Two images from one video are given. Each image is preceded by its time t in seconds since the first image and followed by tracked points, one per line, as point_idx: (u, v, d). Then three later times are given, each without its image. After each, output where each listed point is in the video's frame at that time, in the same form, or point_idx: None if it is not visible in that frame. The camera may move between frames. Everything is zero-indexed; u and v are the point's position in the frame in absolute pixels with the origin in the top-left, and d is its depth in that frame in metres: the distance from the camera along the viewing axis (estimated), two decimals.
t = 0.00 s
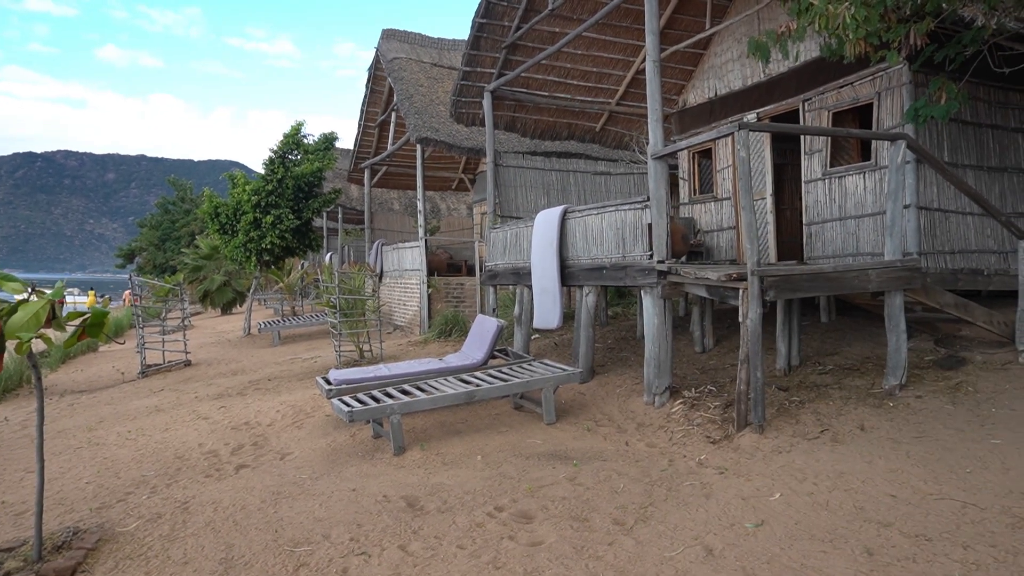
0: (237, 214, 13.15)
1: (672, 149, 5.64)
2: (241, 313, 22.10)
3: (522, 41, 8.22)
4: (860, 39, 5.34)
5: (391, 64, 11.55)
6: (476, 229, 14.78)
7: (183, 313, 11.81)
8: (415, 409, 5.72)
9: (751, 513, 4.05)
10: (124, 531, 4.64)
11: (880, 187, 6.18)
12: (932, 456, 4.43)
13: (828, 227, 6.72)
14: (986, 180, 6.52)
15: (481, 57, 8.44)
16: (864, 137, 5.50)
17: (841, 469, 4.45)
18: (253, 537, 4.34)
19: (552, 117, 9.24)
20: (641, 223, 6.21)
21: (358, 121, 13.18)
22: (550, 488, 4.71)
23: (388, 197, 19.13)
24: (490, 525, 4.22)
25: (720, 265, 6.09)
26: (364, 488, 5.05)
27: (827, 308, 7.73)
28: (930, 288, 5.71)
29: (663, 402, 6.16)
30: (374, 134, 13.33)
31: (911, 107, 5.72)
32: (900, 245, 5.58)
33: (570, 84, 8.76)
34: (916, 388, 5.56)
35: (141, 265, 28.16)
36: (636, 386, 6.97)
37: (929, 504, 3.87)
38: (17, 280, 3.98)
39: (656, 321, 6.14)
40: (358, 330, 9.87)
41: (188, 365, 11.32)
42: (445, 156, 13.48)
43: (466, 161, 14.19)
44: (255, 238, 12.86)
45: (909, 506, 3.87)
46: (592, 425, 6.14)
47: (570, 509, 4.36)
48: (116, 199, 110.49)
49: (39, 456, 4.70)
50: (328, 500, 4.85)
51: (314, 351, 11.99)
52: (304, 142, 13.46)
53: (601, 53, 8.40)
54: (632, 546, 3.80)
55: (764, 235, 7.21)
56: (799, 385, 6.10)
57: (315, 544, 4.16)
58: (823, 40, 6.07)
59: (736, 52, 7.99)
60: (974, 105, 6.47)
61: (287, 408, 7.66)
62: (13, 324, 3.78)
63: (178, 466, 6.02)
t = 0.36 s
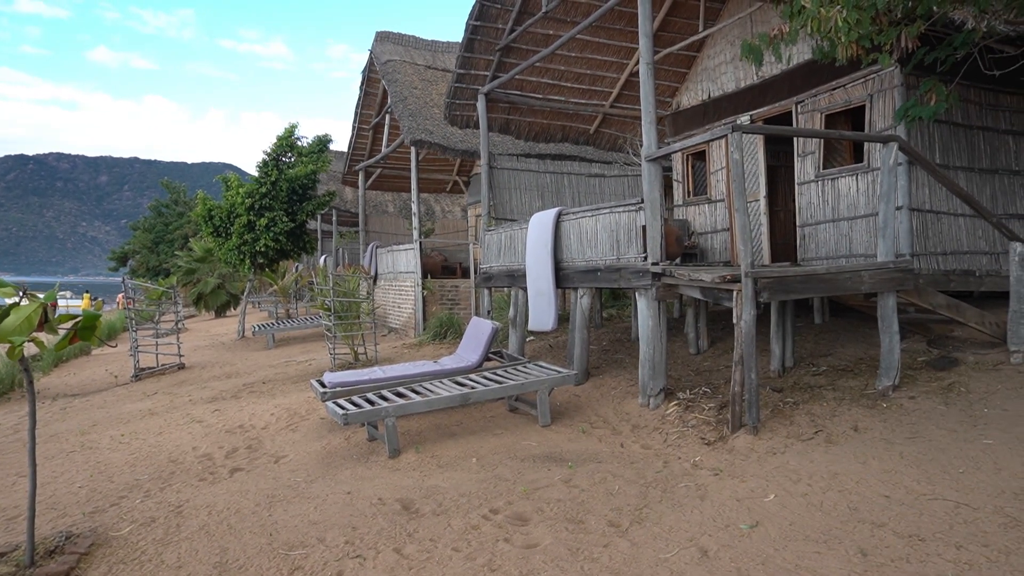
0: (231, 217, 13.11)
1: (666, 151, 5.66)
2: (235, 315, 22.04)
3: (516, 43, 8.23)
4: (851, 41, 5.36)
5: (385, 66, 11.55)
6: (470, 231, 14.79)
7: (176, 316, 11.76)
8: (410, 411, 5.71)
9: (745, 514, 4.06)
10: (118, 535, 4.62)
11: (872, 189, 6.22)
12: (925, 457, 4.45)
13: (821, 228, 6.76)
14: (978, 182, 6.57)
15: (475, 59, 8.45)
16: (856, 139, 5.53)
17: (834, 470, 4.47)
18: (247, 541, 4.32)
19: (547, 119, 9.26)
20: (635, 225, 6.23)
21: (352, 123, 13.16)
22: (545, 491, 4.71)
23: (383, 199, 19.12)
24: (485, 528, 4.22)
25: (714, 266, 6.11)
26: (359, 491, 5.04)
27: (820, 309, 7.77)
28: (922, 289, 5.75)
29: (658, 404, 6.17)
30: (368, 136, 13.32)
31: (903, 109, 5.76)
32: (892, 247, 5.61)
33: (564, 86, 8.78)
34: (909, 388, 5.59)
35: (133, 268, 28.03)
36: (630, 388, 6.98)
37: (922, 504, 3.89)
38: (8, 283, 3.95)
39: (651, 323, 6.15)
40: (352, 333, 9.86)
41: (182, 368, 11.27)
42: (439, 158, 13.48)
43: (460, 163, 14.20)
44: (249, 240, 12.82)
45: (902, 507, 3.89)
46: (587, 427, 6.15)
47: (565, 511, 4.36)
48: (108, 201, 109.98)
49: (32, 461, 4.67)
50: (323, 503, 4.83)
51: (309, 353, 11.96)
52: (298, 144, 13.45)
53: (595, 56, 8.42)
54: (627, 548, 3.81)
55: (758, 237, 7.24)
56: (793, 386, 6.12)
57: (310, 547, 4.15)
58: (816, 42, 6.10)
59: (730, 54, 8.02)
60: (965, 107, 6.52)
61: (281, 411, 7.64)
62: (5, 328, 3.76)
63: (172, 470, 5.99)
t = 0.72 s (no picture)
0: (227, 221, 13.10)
1: (662, 152, 5.66)
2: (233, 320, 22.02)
3: (511, 46, 8.24)
4: (846, 42, 5.37)
5: (381, 69, 11.55)
6: (467, 234, 14.78)
7: (174, 320, 11.73)
8: (408, 414, 5.69)
9: (744, 514, 4.06)
10: (115, 541, 4.60)
11: (868, 189, 6.23)
12: (923, 456, 4.45)
13: (817, 229, 6.76)
14: (973, 181, 6.58)
15: (471, 61, 8.45)
16: (852, 139, 5.53)
17: (833, 470, 4.46)
18: (245, 545, 4.31)
19: (543, 121, 9.27)
20: (632, 227, 6.23)
21: (349, 126, 13.17)
22: (544, 493, 4.70)
23: (380, 202, 19.13)
24: (484, 530, 4.21)
25: (711, 267, 6.12)
26: (357, 495, 5.02)
27: (817, 309, 7.78)
28: (919, 289, 5.75)
29: (656, 405, 6.17)
30: (365, 139, 13.33)
31: (899, 109, 5.76)
32: (889, 247, 5.62)
33: (560, 88, 8.79)
34: (906, 388, 5.59)
35: (130, 273, 28.00)
36: (628, 389, 6.98)
37: (920, 503, 3.88)
38: (5, 288, 3.94)
39: (648, 324, 6.15)
40: (350, 336, 9.85)
41: (179, 372, 11.25)
42: (435, 161, 13.49)
43: (456, 165, 14.21)
44: (246, 244, 12.81)
45: (900, 506, 3.89)
46: (586, 429, 6.15)
47: (563, 513, 4.35)
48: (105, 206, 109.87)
49: (28, 467, 4.65)
50: (321, 507, 4.82)
51: (306, 357, 11.94)
52: (294, 148, 13.45)
53: (591, 57, 8.43)
54: (626, 550, 3.80)
55: (755, 237, 7.24)
56: (790, 386, 6.12)
57: (309, 552, 4.14)
58: (811, 43, 6.10)
59: (725, 55, 8.04)
60: (960, 106, 6.53)
61: (279, 415, 7.62)
62: (2, 334, 3.74)
63: (169, 475, 5.97)
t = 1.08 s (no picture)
0: (229, 219, 13.10)
1: (664, 149, 5.65)
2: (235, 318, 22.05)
3: (513, 43, 8.23)
4: (849, 39, 5.36)
5: (382, 66, 11.54)
6: (469, 231, 14.78)
7: (176, 319, 11.74)
8: (410, 412, 5.70)
9: (747, 512, 4.06)
10: (119, 538, 4.61)
11: (871, 186, 6.22)
12: (926, 453, 4.45)
13: (820, 226, 6.75)
14: (976, 178, 6.57)
15: (473, 59, 8.44)
16: (855, 136, 5.52)
17: (836, 468, 4.46)
18: (248, 543, 4.31)
19: (545, 118, 9.26)
20: (634, 224, 6.22)
21: (351, 124, 13.17)
22: (547, 490, 4.71)
23: (381, 200, 19.14)
24: (487, 528, 4.22)
25: (714, 264, 6.11)
26: (360, 492, 5.03)
27: (820, 306, 7.77)
28: (922, 286, 5.75)
29: (659, 403, 6.17)
30: (367, 137, 13.33)
31: (902, 106, 5.75)
32: (891, 244, 5.61)
33: (562, 85, 8.78)
34: (909, 385, 5.59)
35: (132, 271, 28.05)
36: (631, 387, 6.99)
37: (923, 501, 3.88)
38: (7, 286, 3.94)
39: (651, 322, 6.15)
40: (352, 334, 9.86)
41: (182, 370, 11.26)
42: (437, 158, 13.50)
43: (458, 163, 14.21)
44: (248, 242, 12.82)
45: (903, 504, 3.89)
46: (588, 426, 6.15)
47: (566, 511, 4.35)
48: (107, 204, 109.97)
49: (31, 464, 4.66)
50: (324, 505, 4.82)
51: (309, 355, 11.96)
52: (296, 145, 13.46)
53: (592, 55, 8.42)
54: (629, 547, 3.80)
55: (757, 234, 7.24)
56: (793, 384, 6.12)
57: (312, 550, 4.14)
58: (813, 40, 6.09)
59: (727, 52, 8.02)
60: (963, 103, 6.52)
61: (281, 413, 7.63)
62: (4, 332, 3.74)
63: (172, 472, 5.98)
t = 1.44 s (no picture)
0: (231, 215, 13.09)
1: (667, 152, 5.64)
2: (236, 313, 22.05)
3: (518, 43, 8.22)
4: (854, 43, 5.34)
5: (386, 65, 11.42)
6: (471, 231, 14.78)
7: (176, 314, 11.74)
8: (410, 411, 5.69)
9: (745, 516, 4.05)
10: (116, 533, 4.61)
11: (874, 191, 6.21)
12: (925, 460, 4.45)
13: (822, 230, 6.75)
14: (980, 184, 6.55)
15: (477, 58, 8.43)
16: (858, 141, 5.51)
17: (835, 473, 4.45)
18: (245, 540, 4.31)
19: (548, 119, 9.26)
20: (636, 226, 6.22)
21: (354, 122, 13.16)
22: (545, 491, 4.71)
23: (383, 198, 19.15)
24: (484, 528, 4.22)
25: (715, 267, 6.10)
26: (358, 490, 5.03)
27: (821, 311, 7.76)
28: (924, 292, 5.74)
29: (658, 405, 6.16)
30: (369, 135, 13.32)
31: (906, 112, 5.73)
32: (894, 250, 5.60)
33: (565, 86, 8.77)
34: (909, 391, 5.58)
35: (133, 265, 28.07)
36: (630, 389, 6.98)
37: (922, 507, 3.88)
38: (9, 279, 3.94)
39: (651, 324, 6.14)
40: (352, 332, 9.85)
41: (182, 365, 11.26)
42: (439, 157, 13.49)
43: (461, 162, 14.20)
44: (249, 238, 12.82)
45: (902, 510, 3.88)
46: (587, 428, 6.15)
47: (564, 512, 4.35)
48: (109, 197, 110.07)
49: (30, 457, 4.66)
50: (322, 502, 4.82)
51: (308, 352, 11.95)
52: (298, 142, 13.46)
53: (597, 56, 8.41)
54: (626, 550, 3.80)
55: (759, 237, 7.23)
56: (792, 388, 6.11)
57: (309, 547, 4.14)
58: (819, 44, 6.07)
59: (732, 55, 8.01)
60: (968, 110, 6.50)
61: (280, 410, 7.63)
62: (5, 325, 3.74)
63: (171, 468, 5.98)
